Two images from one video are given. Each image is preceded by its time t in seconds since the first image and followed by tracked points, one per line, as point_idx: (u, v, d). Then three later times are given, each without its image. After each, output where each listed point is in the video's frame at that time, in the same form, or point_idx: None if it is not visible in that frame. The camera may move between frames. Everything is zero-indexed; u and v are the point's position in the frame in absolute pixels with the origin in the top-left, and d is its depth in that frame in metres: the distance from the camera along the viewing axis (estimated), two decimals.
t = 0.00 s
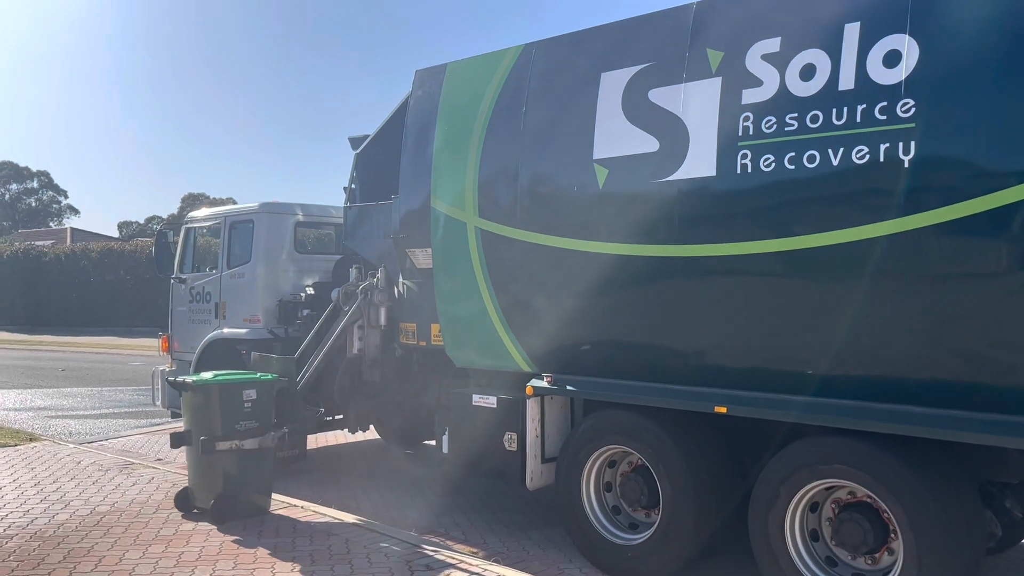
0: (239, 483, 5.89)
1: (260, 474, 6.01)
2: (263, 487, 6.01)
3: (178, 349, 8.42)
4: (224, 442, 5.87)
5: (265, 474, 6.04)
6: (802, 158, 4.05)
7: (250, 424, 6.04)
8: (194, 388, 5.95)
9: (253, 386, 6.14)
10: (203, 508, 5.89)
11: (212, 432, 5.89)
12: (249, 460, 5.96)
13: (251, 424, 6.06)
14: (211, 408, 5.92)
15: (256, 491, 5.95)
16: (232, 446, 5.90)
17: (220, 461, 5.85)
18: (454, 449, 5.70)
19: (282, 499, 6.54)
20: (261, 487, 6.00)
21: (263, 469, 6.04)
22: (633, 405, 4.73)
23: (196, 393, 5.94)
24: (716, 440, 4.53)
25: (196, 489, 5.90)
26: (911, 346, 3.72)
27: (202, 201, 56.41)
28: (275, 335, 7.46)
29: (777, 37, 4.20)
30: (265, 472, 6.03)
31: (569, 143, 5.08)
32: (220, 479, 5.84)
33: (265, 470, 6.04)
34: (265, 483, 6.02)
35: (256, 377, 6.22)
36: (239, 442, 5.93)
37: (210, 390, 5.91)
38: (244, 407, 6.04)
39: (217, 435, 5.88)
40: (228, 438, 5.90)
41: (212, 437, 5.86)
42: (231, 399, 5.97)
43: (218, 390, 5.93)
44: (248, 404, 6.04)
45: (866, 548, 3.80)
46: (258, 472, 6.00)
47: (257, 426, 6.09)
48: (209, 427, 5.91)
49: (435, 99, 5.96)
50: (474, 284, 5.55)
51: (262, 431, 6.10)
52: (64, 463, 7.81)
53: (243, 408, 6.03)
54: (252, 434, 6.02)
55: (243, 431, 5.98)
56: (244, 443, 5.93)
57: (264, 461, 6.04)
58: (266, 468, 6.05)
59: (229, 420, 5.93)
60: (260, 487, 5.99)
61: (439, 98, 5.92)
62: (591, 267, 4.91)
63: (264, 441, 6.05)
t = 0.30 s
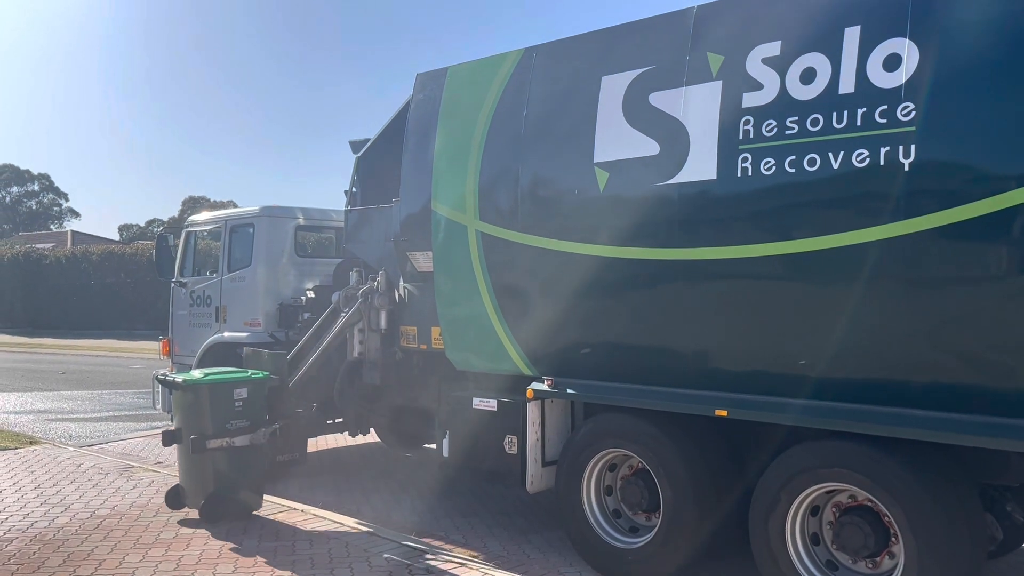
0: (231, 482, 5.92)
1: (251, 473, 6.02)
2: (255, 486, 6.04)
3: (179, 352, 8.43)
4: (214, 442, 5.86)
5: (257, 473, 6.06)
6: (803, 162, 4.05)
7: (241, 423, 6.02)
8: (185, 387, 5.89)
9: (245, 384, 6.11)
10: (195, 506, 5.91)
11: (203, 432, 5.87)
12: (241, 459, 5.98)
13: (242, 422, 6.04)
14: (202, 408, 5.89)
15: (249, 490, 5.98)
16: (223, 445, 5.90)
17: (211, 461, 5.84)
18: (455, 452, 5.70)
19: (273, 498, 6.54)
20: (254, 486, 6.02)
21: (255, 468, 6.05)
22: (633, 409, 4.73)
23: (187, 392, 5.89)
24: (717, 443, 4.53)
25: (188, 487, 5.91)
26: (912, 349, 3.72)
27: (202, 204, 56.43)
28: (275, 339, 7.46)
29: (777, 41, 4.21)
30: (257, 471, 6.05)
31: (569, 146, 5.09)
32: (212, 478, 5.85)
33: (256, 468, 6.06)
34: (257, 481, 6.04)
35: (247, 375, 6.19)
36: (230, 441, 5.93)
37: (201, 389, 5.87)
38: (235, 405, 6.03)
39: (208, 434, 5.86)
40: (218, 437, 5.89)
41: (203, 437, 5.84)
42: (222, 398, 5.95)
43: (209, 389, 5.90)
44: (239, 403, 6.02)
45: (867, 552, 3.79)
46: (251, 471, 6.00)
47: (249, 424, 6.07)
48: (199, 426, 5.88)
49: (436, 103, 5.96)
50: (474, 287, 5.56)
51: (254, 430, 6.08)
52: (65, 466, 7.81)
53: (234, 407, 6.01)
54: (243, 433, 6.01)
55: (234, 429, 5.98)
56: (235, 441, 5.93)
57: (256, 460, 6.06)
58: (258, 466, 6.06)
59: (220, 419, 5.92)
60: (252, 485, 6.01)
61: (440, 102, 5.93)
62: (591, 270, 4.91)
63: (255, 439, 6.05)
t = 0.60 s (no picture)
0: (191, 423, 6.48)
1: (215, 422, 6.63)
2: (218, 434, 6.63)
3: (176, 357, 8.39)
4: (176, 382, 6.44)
5: (218, 419, 6.64)
6: (801, 166, 4.05)
7: (202, 364, 6.64)
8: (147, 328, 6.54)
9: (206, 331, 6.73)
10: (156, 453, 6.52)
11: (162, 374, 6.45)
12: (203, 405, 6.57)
13: (205, 365, 6.68)
14: (164, 349, 6.47)
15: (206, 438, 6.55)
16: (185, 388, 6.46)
17: (173, 401, 6.40)
18: (453, 457, 5.69)
19: (242, 442, 7.08)
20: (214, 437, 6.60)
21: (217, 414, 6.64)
22: (632, 413, 4.73)
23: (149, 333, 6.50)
24: (716, 448, 4.52)
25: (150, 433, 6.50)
26: (911, 353, 3.71)
27: (201, 207, 56.39)
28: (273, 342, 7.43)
29: (775, 45, 4.21)
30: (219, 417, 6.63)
31: (567, 150, 5.09)
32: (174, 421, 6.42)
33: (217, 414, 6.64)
34: (217, 424, 6.61)
35: (211, 320, 6.81)
36: (191, 383, 6.49)
37: (164, 330, 6.50)
38: (199, 348, 6.64)
39: (170, 375, 6.45)
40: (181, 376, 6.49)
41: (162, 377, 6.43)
42: (185, 341, 6.55)
43: (173, 330, 6.51)
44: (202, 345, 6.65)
45: (866, 556, 3.79)
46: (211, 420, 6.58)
47: (210, 367, 6.68)
48: (163, 367, 6.47)
49: (433, 107, 5.97)
50: (472, 291, 5.56)
51: (214, 373, 6.69)
52: (63, 469, 7.82)
53: (198, 350, 6.62)
54: (205, 376, 6.60)
55: (197, 372, 6.57)
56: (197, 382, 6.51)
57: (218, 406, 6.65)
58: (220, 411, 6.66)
59: (183, 362, 6.52)
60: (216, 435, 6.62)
61: (437, 106, 5.93)
62: (590, 274, 4.91)
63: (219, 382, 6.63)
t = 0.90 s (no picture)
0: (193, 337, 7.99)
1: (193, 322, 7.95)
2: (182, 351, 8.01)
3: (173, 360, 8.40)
4: (166, 293, 7.93)
5: (201, 331, 7.89)
6: (798, 170, 4.06)
7: (195, 283, 7.84)
8: (157, 237, 7.93)
9: (204, 247, 7.93)
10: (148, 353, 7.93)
11: (154, 282, 7.98)
12: (184, 310, 7.92)
13: (196, 280, 7.85)
14: (172, 260, 7.89)
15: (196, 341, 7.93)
16: (168, 297, 7.92)
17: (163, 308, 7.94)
18: (450, 461, 5.68)
19: (241, 445, 7.32)
20: (200, 339, 7.89)
21: (205, 326, 7.86)
22: (629, 417, 4.72)
23: (150, 244, 8.00)
24: (713, 452, 4.52)
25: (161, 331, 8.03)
26: (907, 358, 3.72)
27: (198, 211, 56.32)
28: (270, 346, 7.32)
29: (772, 49, 4.22)
30: (208, 323, 7.82)
31: (564, 154, 5.10)
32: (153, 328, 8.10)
33: (209, 321, 7.83)
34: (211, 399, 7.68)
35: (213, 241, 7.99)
36: (182, 297, 7.84)
37: (164, 240, 7.93)
38: (195, 264, 7.88)
39: (166, 288, 7.92)
40: (167, 294, 7.93)
41: (155, 284, 7.97)
42: (183, 254, 7.87)
43: (173, 241, 7.91)
44: (197, 262, 7.86)
45: (863, 561, 3.79)
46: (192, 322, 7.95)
47: (201, 286, 7.84)
48: (158, 280, 7.99)
49: (431, 110, 5.98)
50: (469, 295, 5.56)
51: (195, 293, 7.78)
52: (59, 473, 7.80)
53: (194, 266, 7.89)
54: (195, 293, 7.78)
55: (189, 288, 7.82)
56: (188, 297, 7.74)
57: (196, 321, 7.93)
58: (207, 325, 7.85)
59: (172, 275, 7.92)
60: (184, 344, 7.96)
61: (434, 110, 5.94)
62: (586, 278, 4.92)
63: (205, 300, 7.66)
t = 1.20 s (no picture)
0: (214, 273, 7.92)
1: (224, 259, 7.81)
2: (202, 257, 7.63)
3: (169, 363, 8.39)
4: (198, 178, 7.19)
5: (213, 229, 7.36)
6: (792, 174, 4.07)
7: (228, 186, 7.39)
8: (212, 132, 7.37)
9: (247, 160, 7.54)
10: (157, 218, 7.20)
11: (194, 163, 7.20)
12: (205, 205, 7.27)
13: (233, 187, 7.46)
14: (220, 153, 7.37)
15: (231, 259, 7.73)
16: (202, 189, 7.19)
17: (184, 189, 7.17)
18: (446, 464, 5.67)
19: (236, 449, 7.32)
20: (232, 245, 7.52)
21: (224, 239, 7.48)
22: (626, 420, 4.71)
23: (217, 138, 7.38)
24: (709, 455, 4.52)
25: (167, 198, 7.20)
26: (902, 360, 3.73)
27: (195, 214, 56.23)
28: (267, 350, 7.37)
29: (768, 53, 4.24)
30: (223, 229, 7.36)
31: (561, 157, 5.10)
32: (172, 203, 7.19)
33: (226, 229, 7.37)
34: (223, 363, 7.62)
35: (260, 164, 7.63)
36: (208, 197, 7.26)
37: (218, 140, 7.39)
38: (234, 171, 7.46)
39: (194, 170, 7.19)
40: (202, 187, 7.20)
41: (190, 164, 7.16)
42: (226, 159, 7.40)
43: (223, 144, 7.41)
44: (238, 172, 7.47)
45: (859, 564, 3.78)
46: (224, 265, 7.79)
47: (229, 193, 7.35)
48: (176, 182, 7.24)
49: (428, 113, 5.98)
50: (465, 298, 5.55)
51: (231, 197, 7.32)
52: (53, 478, 7.76)
53: (231, 171, 7.44)
54: (224, 191, 7.30)
55: (223, 191, 7.29)
56: (217, 189, 7.23)
57: (209, 215, 7.35)
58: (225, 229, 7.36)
59: (216, 171, 7.34)
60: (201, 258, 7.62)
61: (431, 114, 5.95)
62: (583, 280, 4.92)
63: (228, 198, 7.27)
